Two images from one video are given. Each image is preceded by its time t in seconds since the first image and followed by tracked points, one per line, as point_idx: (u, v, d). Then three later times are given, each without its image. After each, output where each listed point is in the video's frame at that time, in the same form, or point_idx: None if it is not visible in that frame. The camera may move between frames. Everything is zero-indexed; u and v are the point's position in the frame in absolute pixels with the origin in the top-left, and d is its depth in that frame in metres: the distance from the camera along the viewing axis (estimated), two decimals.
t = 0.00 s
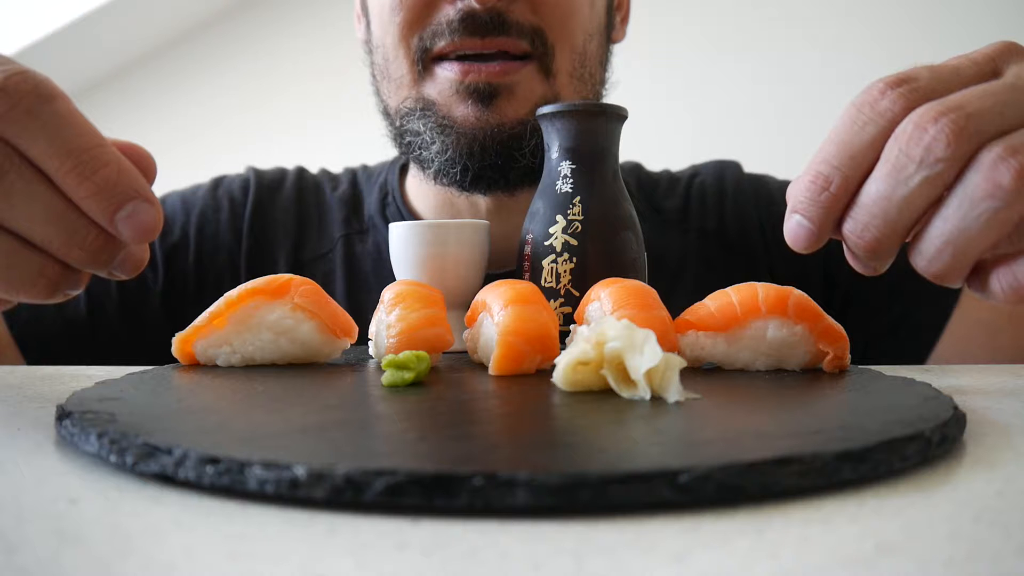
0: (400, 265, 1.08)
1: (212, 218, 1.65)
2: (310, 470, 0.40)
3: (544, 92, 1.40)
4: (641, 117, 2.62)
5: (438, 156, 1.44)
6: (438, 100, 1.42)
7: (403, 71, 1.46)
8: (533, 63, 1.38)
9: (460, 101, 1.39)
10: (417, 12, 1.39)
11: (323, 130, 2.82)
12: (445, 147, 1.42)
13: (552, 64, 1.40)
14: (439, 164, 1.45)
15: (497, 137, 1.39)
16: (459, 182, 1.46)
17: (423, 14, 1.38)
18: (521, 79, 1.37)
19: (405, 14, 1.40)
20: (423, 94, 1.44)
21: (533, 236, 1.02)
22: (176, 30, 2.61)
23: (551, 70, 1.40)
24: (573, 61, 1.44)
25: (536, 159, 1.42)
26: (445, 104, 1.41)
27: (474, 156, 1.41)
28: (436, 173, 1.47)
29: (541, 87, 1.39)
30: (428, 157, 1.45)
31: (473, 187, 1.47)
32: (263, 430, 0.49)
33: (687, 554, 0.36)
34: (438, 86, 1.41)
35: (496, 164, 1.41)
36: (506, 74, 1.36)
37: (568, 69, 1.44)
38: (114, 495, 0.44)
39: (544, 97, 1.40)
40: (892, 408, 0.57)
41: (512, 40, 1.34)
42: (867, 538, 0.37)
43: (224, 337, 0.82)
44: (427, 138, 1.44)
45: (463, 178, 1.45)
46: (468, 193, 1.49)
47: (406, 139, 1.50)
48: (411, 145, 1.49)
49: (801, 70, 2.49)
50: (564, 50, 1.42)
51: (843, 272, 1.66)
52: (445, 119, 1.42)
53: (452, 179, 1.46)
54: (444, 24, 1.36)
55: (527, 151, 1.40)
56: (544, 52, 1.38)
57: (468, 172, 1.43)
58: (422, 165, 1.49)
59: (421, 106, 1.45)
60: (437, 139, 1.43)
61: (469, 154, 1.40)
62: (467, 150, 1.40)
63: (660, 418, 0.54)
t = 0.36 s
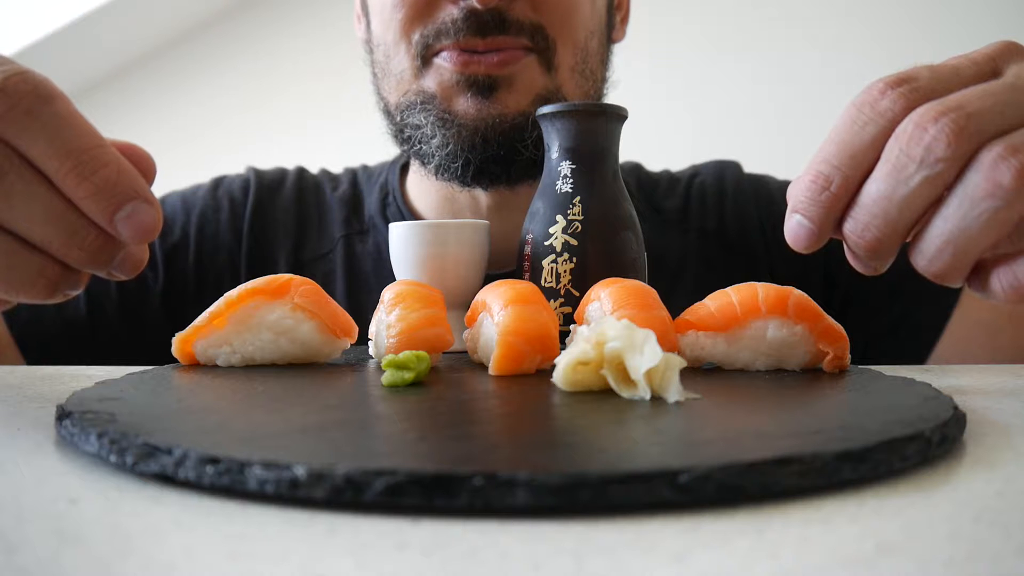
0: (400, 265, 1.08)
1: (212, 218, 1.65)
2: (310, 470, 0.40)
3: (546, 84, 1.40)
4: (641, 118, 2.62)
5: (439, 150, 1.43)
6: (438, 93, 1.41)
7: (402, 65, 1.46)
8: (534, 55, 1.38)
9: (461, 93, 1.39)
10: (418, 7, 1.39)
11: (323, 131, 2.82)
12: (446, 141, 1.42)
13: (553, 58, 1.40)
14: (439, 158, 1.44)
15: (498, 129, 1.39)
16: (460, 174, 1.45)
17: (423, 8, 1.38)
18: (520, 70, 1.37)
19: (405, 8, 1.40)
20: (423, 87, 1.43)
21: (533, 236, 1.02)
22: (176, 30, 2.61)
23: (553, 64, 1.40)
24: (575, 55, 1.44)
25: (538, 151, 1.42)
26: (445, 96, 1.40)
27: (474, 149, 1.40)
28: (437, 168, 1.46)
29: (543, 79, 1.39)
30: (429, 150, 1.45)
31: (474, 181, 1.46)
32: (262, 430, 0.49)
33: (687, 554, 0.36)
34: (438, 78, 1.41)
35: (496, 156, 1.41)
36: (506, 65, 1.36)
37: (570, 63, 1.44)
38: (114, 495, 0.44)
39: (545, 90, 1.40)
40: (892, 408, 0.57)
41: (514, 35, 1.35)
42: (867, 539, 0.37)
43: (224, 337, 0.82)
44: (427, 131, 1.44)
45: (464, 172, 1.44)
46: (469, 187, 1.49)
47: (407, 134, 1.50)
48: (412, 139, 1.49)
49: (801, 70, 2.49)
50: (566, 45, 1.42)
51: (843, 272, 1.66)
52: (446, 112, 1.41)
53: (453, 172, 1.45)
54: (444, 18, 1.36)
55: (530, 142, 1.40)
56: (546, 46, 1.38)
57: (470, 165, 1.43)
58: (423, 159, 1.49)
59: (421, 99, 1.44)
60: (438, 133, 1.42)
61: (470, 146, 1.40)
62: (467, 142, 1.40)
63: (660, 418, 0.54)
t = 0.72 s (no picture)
0: (400, 265, 1.08)
1: (212, 218, 1.65)
2: (310, 470, 0.40)
3: (546, 87, 1.40)
4: (641, 118, 2.62)
5: (438, 154, 1.43)
6: (438, 96, 1.42)
7: (402, 68, 1.46)
8: (535, 57, 1.38)
9: (460, 98, 1.39)
10: (417, 10, 1.39)
11: (324, 131, 2.82)
12: (445, 144, 1.41)
13: (554, 59, 1.40)
14: (439, 161, 1.44)
15: (497, 133, 1.38)
16: (461, 178, 1.45)
17: (422, 11, 1.38)
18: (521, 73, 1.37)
19: (404, 12, 1.40)
20: (422, 91, 1.44)
21: (533, 236, 1.02)
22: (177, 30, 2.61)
23: (555, 65, 1.40)
24: (575, 57, 1.44)
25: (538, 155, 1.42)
26: (444, 100, 1.41)
27: (474, 152, 1.40)
28: (436, 170, 1.46)
29: (543, 82, 1.39)
30: (429, 154, 1.45)
31: (473, 184, 1.46)
32: (263, 430, 0.49)
33: (687, 554, 0.36)
34: (437, 82, 1.41)
35: (497, 160, 1.40)
36: (506, 69, 1.36)
37: (570, 64, 1.43)
38: (114, 495, 0.44)
39: (545, 92, 1.40)
40: (892, 408, 0.57)
41: (514, 36, 1.35)
42: (867, 538, 0.37)
43: (224, 337, 0.82)
44: (427, 135, 1.44)
45: (464, 175, 1.44)
46: (468, 190, 1.49)
47: (406, 137, 1.50)
48: (411, 142, 1.49)
49: (801, 70, 2.49)
50: (566, 46, 1.42)
51: (843, 272, 1.66)
52: (445, 116, 1.41)
53: (452, 175, 1.45)
54: (443, 20, 1.36)
55: (530, 146, 1.40)
56: (547, 46, 1.38)
57: (469, 169, 1.42)
58: (423, 163, 1.49)
59: (420, 103, 1.44)
60: (437, 136, 1.42)
61: (469, 151, 1.39)
62: (467, 146, 1.40)
63: (660, 418, 0.54)
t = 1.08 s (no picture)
0: (400, 265, 1.08)
1: (213, 218, 1.65)
2: (310, 470, 0.40)
3: (547, 93, 1.40)
4: (641, 118, 2.62)
5: (439, 161, 1.44)
6: (439, 103, 1.42)
7: (403, 71, 1.46)
8: (535, 62, 1.38)
9: (461, 106, 1.39)
10: (418, 11, 1.39)
11: (324, 131, 2.82)
12: (446, 152, 1.42)
13: (555, 63, 1.40)
14: (439, 168, 1.45)
15: (498, 142, 1.39)
16: (461, 186, 1.46)
17: (424, 15, 1.38)
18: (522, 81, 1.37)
19: (405, 15, 1.40)
20: (424, 95, 1.44)
21: (533, 236, 1.02)
22: (178, 30, 2.61)
23: (556, 67, 1.41)
24: (575, 60, 1.44)
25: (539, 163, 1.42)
26: (445, 107, 1.41)
27: (475, 162, 1.41)
28: (436, 177, 1.47)
29: (544, 88, 1.40)
30: (429, 160, 1.45)
31: (474, 191, 1.47)
32: (263, 430, 0.49)
33: (687, 554, 0.36)
34: (439, 89, 1.41)
35: (498, 169, 1.41)
36: (508, 78, 1.36)
37: (570, 67, 1.44)
38: (114, 495, 0.44)
39: (545, 99, 1.40)
40: (891, 408, 0.57)
41: (517, 38, 1.35)
42: (868, 538, 0.37)
43: (224, 337, 0.82)
44: (428, 142, 1.44)
45: (464, 182, 1.45)
46: (469, 196, 1.49)
47: (406, 142, 1.50)
48: (411, 147, 1.49)
49: (801, 70, 2.49)
50: (567, 46, 1.42)
51: (844, 272, 1.66)
52: (446, 124, 1.42)
53: (453, 182, 1.46)
54: (445, 25, 1.36)
55: (531, 155, 1.40)
56: (548, 49, 1.38)
57: (469, 177, 1.43)
58: (423, 168, 1.49)
59: (422, 109, 1.45)
60: (438, 144, 1.42)
61: (470, 160, 1.40)
62: (467, 155, 1.40)
63: (660, 418, 0.54)
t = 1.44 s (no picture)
0: (400, 265, 1.08)
1: (213, 218, 1.65)
2: (309, 470, 0.40)
3: (550, 86, 1.40)
4: (641, 118, 2.62)
5: (440, 153, 1.43)
6: (438, 95, 1.41)
7: (402, 67, 1.46)
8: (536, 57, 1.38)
9: (461, 96, 1.38)
10: (417, 9, 1.39)
11: (324, 131, 2.82)
12: (446, 143, 1.41)
13: (556, 59, 1.40)
14: (441, 160, 1.44)
15: (500, 132, 1.39)
16: (463, 175, 1.45)
17: (422, 11, 1.38)
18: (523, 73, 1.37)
19: (403, 10, 1.40)
20: (423, 89, 1.44)
21: (533, 236, 1.02)
22: (178, 30, 2.61)
23: (558, 63, 1.41)
24: (578, 56, 1.44)
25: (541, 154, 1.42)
26: (445, 99, 1.40)
27: (476, 151, 1.40)
28: (438, 169, 1.47)
29: (546, 82, 1.40)
30: (430, 153, 1.45)
31: (475, 182, 1.46)
32: (264, 430, 0.49)
33: (687, 554, 0.36)
34: (438, 82, 1.41)
35: (499, 158, 1.40)
36: (508, 69, 1.36)
37: (573, 63, 1.43)
38: (114, 495, 0.44)
39: (548, 91, 1.40)
40: (891, 408, 0.57)
41: (517, 35, 1.35)
42: (868, 538, 0.37)
43: (224, 337, 0.82)
44: (427, 134, 1.44)
45: (466, 173, 1.44)
46: (470, 187, 1.49)
47: (407, 137, 1.50)
48: (412, 140, 1.49)
49: (800, 70, 2.50)
50: (569, 44, 1.42)
51: (844, 272, 1.66)
52: (446, 115, 1.41)
53: (454, 173, 1.45)
54: (444, 20, 1.36)
55: (532, 145, 1.40)
56: (549, 46, 1.38)
57: (471, 168, 1.42)
58: (425, 161, 1.48)
59: (422, 101, 1.44)
60: (438, 135, 1.42)
61: (471, 150, 1.40)
62: (469, 144, 1.40)
63: (659, 418, 0.54)
